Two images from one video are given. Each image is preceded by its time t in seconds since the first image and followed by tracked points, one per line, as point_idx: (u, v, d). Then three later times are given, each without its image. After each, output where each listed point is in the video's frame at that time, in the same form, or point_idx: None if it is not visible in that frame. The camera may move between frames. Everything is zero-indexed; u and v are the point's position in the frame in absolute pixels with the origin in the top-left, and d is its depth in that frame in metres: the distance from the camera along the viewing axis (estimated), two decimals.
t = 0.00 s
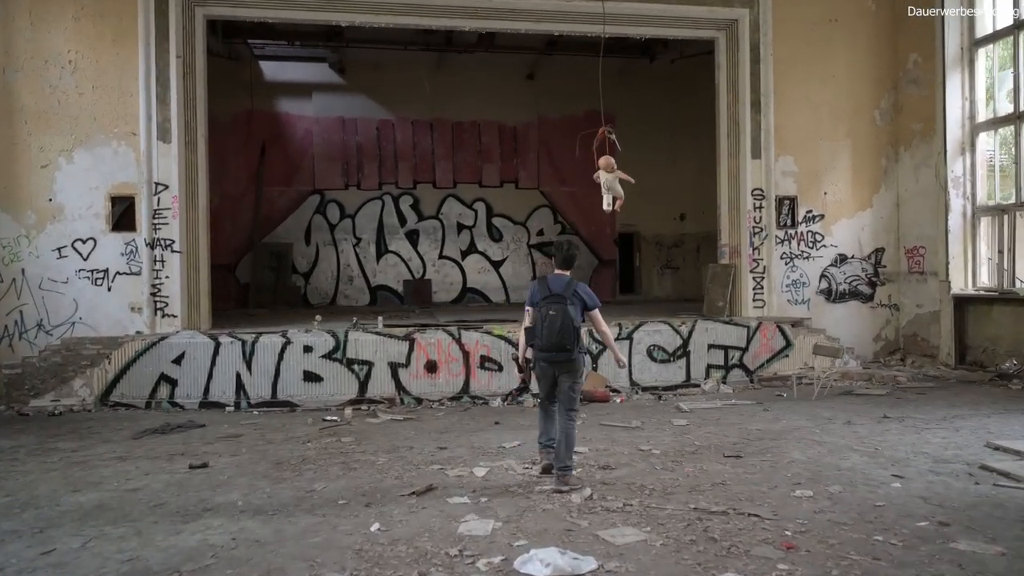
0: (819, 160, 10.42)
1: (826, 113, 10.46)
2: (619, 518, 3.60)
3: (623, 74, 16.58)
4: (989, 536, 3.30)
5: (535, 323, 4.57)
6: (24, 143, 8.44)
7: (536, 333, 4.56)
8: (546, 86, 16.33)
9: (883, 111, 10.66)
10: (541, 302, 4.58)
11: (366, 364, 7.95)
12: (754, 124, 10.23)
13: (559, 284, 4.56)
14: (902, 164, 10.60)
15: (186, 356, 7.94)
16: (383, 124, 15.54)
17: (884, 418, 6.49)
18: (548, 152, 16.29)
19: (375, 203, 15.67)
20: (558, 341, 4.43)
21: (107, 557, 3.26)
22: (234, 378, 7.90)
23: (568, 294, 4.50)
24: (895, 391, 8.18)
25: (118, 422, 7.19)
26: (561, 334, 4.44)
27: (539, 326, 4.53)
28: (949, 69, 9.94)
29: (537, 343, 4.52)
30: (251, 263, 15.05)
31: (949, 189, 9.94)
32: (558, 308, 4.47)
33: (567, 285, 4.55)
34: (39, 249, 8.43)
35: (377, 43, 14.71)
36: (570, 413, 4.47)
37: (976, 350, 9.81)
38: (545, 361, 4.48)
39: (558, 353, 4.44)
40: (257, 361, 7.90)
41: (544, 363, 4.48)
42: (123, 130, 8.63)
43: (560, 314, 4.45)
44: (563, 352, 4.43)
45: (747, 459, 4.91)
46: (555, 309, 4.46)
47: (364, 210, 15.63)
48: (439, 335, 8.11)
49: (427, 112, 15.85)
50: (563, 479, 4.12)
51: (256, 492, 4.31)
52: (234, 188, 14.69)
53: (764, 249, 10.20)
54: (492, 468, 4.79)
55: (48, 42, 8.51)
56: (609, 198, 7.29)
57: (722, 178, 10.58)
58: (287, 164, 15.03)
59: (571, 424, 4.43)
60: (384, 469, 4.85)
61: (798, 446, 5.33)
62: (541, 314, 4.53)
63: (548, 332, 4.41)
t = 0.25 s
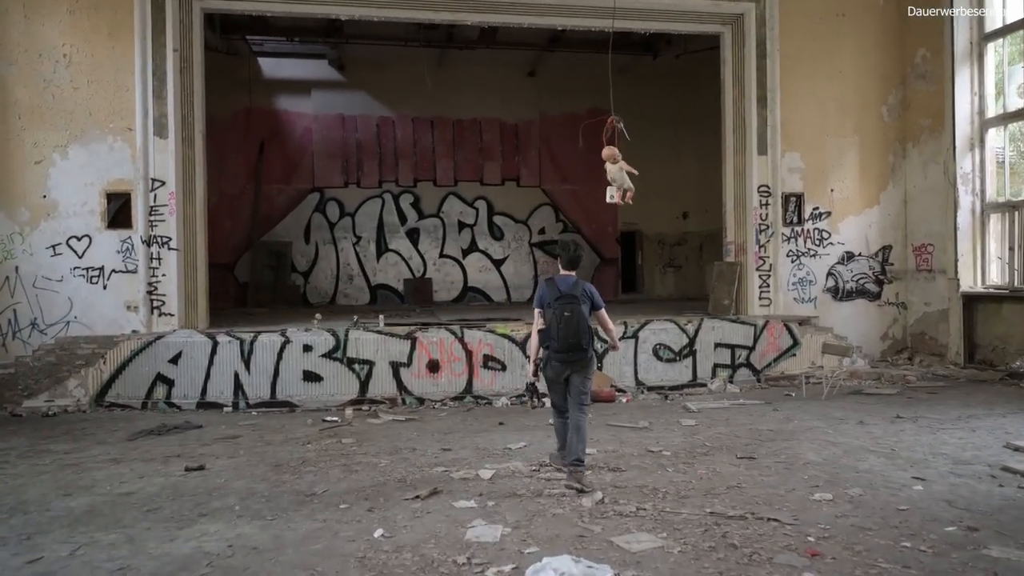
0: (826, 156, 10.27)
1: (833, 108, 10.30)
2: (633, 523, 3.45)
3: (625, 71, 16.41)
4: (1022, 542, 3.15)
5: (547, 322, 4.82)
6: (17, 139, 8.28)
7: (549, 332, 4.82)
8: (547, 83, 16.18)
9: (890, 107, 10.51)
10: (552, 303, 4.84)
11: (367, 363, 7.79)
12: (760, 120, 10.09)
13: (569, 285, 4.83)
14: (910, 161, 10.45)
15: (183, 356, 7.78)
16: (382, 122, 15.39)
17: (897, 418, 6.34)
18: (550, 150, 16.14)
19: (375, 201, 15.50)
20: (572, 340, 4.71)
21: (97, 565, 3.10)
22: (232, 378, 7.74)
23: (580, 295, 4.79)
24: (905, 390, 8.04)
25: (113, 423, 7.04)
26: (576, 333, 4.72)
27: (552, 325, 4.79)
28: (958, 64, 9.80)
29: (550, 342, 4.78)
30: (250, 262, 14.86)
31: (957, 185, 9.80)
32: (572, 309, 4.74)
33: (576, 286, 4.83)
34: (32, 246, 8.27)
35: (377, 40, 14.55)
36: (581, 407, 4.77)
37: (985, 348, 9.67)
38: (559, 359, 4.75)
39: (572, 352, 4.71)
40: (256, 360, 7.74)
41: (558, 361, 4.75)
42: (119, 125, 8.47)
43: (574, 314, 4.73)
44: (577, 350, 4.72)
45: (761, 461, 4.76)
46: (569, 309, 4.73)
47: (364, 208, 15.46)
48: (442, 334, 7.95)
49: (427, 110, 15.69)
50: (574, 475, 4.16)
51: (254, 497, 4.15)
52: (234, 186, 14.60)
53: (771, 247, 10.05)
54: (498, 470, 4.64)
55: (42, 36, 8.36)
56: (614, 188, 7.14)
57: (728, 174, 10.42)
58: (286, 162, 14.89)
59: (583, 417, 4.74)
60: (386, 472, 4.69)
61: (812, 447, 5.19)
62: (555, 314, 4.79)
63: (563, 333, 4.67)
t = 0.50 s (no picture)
0: (827, 154, 10.16)
1: (834, 106, 10.19)
2: (640, 531, 3.31)
3: (623, 69, 16.30)
4: None
5: (547, 321, 4.88)
6: (3, 134, 8.09)
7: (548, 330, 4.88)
8: (544, 81, 16.06)
9: (891, 104, 10.40)
10: (550, 301, 4.91)
11: (362, 364, 7.63)
12: (760, 117, 9.98)
13: (566, 284, 4.92)
14: (910, 159, 10.35)
15: (172, 356, 7.60)
16: (377, 119, 15.19)
17: (903, 419, 6.22)
18: (547, 148, 16.01)
19: (370, 200, 15.31)
20: (572, 337, 4.79)
21: None
22: (223, 379, 7.57)
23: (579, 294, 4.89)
24: (908, 391, 7.92)
25: (101, 425, 6.86)
26: (576, 330, 4.82)
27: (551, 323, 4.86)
28: (959, 60, 9.70)
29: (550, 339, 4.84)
30: (242, 262, 14.61)
31: (958, 183, 9.70)
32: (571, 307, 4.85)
33: (573, 285, 4.96)
34: (18, 244, 8.08)
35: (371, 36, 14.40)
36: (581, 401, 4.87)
37: (986, 348, 9.57)
38: (558, 356, 4.81)
39: (573, 347, 4.80)
40: (247, 361, 7.56)
41: (558, 358, 4.81)
42: (107, 120, 8.28)
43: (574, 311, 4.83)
44: (578, 347, 4.82)
45: (768, 464, 4.63)
46: (569, 306, 4.82)
47: (358, 207, 15.30)
48: (438, 334, 7.79)
49: (423, 108, 15.54)
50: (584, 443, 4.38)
51: (244, 503, 4.00)
52: (226, 184, 14.38)
53: (771, 245, 9.93)
54: (497, 475, 4.49)
55: (28, 29, 8.17)
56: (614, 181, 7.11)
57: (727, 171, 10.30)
58: (280, 160, 14.69)
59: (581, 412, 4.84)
60: (381, 477, 4.54)
61: (818, 449, 5.06)
62: (554, 312, 4.86)
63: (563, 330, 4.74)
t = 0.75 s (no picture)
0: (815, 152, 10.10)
1: (823, 103, 10.14)
2: (638, 538, 3.17)
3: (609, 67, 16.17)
4: None
5: (538, 316, 4.89)
6: None
7: (540, 324, 4.89)
8: (530, 79, 15.92)
9: (879, 103, 10.39)
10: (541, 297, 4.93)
11: (345, 364, 7.43)
12: (749, 114, 9.87)
13: (556, 280, 4.97)
14: (899, 158, 10.34)
15: (149, 357, 7.32)
16: (362, 117, 15.03)
17: (898, 418, 6.12)
18: (533, 145, 15.87)
19: (354, 198, 15.08)
20: (565, 332, 4.84)
21: None
22: (202, 380, 7.32)
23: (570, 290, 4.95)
24: (899, 390, 7.84)
25: (74, 429, 6.61)
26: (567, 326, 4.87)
27: (543, 317, 4.88)
28: (948, 58, 9.67)
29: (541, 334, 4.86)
30: (223, 262, 14.29)
31: (947, 181, 9.67)
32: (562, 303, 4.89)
33: (562, 281, 5.01)
34: None
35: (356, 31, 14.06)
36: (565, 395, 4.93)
37: (975, 346, 9.48)
38: (550, 350, 4.84)
39: (564, 342, 4.84)
40: (227, 362, 7.32)
41: (549, 352, 4.83)
42: (82, 114, 8.02)
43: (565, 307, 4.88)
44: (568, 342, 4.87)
45: (765, 466, 4.50)
46: (561, 302, 4.87)
47: (342, 205, 15.04)
48: (424, 333, 7.61)
49: (408, 105, 15.34)
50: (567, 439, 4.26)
51: (221, 511, 3.81)
52: (207, 182, 14.14)
53: (760, 244, 9.85)
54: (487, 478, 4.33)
55: None
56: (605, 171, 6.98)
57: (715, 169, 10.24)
58: (262, 158, 14.49)
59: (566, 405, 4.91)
60: (366, 481, 4.36)
61: (815, 450, 4.94)
62: (546, 308, 4.88)
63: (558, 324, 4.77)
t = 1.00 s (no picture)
0: (803, 150, 10.01)
1: (810, 100, 10.04)
2: (638, 548, 2.98)
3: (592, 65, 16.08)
4: None
5: (527, 318, 4.79)
6: None
7: (527, 326, 4.80)
8: (513, 75, 15.71)
9: (866, 99, 10.31)
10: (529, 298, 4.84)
11: (325, 365, 7.18)
12: (737, 110, 9.74)
13: (542, 282, 4.91)
14: (886, 155, 10.28)
15: (118, 358, 7.00)
16: (342, 112, 14.71)
17: (892, 417, 6.00)
18: (516, 142, 15.67)
19: (334, 195, 14.80)
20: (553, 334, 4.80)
21: None
22: (175, 382, 7.02)
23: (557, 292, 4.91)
24: (891, 389, 7.74)
25: (37, 433, 6.30)
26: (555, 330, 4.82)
27: (531, 319, 4.80)
28: (935, 55, 9.62)
29: (529, 336, 4.79)
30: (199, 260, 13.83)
31: (934, 178, 9.62)
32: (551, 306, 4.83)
33: (548, 283, 4.94)
34: None
35: (336, 24, 13.75)
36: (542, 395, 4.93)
37: (962, 345, 9.47)
38: (536, 352, 4.79)
39: (551, 345, 4.80)
40: (201, 363, 7.03)
41: (537, 354, 4.79)
42: (48, 105, 7.69)
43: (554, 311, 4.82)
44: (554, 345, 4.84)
45: (763, 468, 4.33)
46: (551, 304, 4.82)
47: (322, 202, 14.77)
48: (407, 332, 7.38)
49: (389, 101, 15.07)
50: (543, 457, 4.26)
51: (191, 521, 3.56)
52: (182, 178, 13.74)
53: (748, 241, 9.72)
54: (474, 484, 4.12)
55: None
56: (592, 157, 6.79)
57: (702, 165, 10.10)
58: (239, 154, 14.12)
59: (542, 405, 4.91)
60: (346, 487, 4.13)
61: (813, 451, 4.79)
62: (535, 310, 4.80)
63: (548, 327, 4.71)
